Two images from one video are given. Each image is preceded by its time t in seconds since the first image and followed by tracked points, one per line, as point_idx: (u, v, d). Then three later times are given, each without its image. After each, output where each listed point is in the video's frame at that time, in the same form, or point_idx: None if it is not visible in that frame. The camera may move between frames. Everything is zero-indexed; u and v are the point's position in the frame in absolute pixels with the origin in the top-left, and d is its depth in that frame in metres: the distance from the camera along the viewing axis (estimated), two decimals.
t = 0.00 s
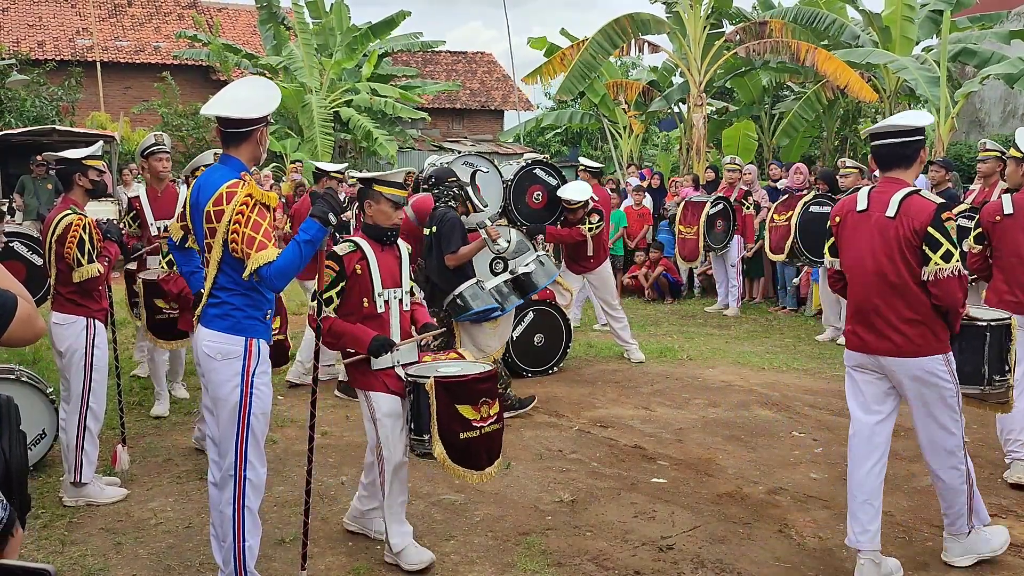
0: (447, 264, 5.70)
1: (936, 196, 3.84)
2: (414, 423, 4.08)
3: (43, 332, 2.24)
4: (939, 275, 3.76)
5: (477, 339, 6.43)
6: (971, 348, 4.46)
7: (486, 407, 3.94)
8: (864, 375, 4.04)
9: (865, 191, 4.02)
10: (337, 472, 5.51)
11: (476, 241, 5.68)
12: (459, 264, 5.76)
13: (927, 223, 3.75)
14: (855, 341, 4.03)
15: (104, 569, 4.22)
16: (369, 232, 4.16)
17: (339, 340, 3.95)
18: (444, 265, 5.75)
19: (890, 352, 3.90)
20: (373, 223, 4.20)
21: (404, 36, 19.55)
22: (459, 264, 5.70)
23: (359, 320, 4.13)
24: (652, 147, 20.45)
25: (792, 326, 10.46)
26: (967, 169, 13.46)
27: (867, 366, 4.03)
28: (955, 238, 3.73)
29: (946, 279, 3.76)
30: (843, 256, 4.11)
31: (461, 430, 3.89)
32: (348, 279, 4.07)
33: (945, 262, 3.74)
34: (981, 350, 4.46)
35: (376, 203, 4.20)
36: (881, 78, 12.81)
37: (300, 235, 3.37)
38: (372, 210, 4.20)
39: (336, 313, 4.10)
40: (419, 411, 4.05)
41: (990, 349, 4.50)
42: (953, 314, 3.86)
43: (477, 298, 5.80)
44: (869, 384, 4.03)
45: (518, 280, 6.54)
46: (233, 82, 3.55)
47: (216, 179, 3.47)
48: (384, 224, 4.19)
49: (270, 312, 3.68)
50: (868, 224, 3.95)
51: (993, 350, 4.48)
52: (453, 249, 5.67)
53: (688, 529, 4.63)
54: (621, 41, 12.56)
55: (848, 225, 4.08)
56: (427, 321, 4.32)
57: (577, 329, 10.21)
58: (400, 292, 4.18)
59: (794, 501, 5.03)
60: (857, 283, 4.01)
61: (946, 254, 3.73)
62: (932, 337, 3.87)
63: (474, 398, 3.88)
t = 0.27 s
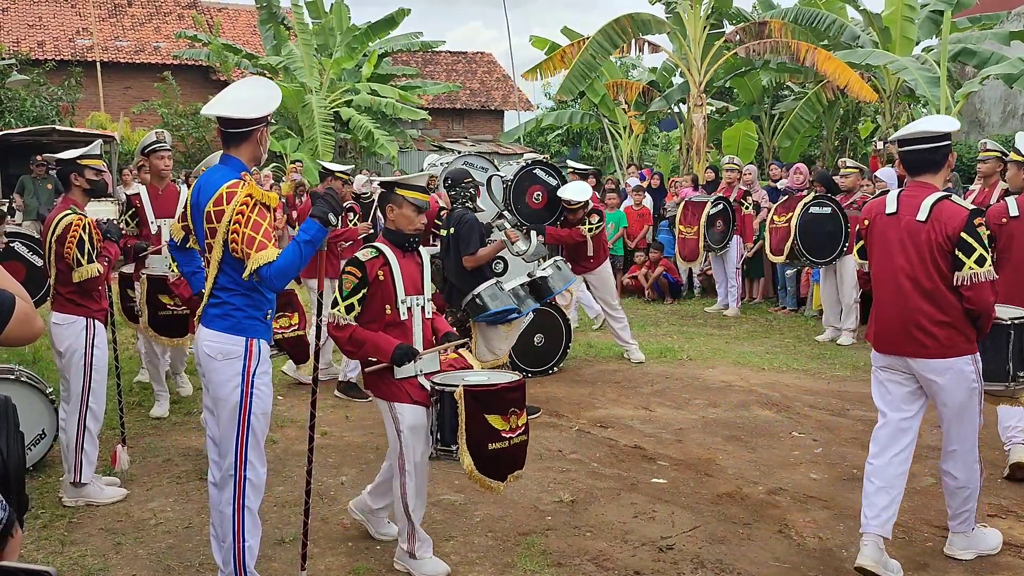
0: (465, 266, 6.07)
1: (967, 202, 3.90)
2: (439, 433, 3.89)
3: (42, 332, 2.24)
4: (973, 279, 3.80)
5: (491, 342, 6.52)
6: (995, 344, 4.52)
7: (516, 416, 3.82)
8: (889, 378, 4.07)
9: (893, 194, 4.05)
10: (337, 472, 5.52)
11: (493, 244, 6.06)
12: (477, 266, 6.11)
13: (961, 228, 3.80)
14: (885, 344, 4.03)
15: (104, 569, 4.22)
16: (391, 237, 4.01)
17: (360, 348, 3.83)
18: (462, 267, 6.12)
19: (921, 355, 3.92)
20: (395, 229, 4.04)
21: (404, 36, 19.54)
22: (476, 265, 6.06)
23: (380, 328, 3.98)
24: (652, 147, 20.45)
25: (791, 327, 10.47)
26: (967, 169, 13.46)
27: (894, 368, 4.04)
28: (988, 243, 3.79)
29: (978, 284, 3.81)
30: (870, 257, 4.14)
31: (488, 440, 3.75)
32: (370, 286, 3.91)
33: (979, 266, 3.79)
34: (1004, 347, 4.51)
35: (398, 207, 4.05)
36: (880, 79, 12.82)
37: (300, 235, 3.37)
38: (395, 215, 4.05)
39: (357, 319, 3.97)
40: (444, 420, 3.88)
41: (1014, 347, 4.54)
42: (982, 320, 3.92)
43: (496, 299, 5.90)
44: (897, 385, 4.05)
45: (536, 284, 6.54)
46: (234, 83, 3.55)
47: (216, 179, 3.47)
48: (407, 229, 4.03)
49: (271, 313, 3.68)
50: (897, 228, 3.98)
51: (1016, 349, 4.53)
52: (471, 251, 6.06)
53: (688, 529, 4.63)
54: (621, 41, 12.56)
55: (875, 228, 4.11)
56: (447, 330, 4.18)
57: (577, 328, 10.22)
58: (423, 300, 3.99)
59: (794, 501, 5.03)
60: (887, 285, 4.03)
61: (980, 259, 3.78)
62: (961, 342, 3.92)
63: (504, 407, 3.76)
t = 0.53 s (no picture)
0: (479, 263, 6.20)
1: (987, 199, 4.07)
2: (462, 430, 3.88)
3: (40, 332, 2.24)
4: (997, 274, 3.97)
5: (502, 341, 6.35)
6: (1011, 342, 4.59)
7: (539, 411, 3.90)
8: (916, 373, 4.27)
9: (913, 192, 4.22)
10: (338, 472, 5.52)
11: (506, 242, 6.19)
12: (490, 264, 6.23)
13: (984, 224, 3.97)
14: (910, 339, 4.20)
15: (104, 569, 4.23)
16: (409, 236, 3.99)
17: (381, 346, 3.82)
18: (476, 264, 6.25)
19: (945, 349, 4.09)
20: (413, 228, 4.01)
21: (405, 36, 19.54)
22: (489, 263, 6.19)
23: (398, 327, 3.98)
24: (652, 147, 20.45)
25: (791, 327, 10.47)
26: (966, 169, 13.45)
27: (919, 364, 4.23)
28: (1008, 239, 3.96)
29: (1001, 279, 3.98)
30: (893, 255, 4.30)
31: (514, 435, 3.83)
32: (391, 285, 3.90)
33: (1003, 260, 3.96)
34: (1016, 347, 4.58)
35: (417, 206, 3.99)
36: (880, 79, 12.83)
37: (300, 236, 3.37)
38: (413, 213, 4.00)
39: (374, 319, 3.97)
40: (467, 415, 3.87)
41: None
42: (1004, 314, 4.09)
43: (510, 296, 5.16)
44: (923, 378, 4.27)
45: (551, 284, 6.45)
46: (235, 83, 3.55)
47: (217, 180, 3.48)
48: (426, 227, 4.00)
49: (271, 313, 3.68)
50: (919, 225, 4.15)
51: None
52: (485, 249, 6.19)
53: (688, 529, 4.63)
54: (621, 42, 12.56)
55: (896, 225, 4.28)
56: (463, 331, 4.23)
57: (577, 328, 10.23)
58: (440, 301, 4.01)
59: (794, 501, 5.03)
60: (911, 282, 4.20)
61: (1002, 254, 3.95)
62: (984, 336, 4.09)
63: (527, 401, 3.83)
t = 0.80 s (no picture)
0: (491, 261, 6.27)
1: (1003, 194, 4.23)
2: (485, 432, 3.86)
3: (37, 331, 2.24)
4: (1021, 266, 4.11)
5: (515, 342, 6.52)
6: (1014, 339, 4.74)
7: (562, 411, 3.91)
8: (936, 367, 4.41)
9: (930, 189, 4.35)
10: (337, 472, 5.52)
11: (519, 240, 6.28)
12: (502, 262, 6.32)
13: (1006, 218, 4.12)
14: (934, 333, 4.30)
15: (103, 569, 4.22)
16: (429, 233, 4.02)
17: (405, 341, 3.81)
18: (488, 262, 6.34)
19: (969, 341, 4.20)
20: (432, 225, 4.04)
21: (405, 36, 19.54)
22: (502, 261, 6.26)
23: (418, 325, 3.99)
24: (652, 147, 20.45)
25: (791, 327, 10.47)
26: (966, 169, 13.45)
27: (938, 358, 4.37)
28: None
29: None
30: (912, 251, 4.43)
31: (541, 435, 3.84)
32: (412, 281, 3.93)
33: None
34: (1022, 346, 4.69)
35: (437, 202, 4.01)
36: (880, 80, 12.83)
37: (299, 236, 3.37)
38: (433, 210, 4.02)
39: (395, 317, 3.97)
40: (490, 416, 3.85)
41: None
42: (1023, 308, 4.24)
43: (524, 293, 5.13)
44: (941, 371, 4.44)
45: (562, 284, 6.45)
46: (235, 83, 3.55)
47: (216, 180, 3.47)
48: (445, 225, 4.02)
49: (271, 313, 3.68)
50: (940, 221, 4.28)
51: None
52: (498, 248, 6.27)
53: (688, 529, 4.63)
54: (621, 42, 12.56)
55: (915, 222, 4.41)
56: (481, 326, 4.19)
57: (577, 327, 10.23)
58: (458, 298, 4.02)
59: (794, 501, 5.03)
60: (932, 276, 4.33)
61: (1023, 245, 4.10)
62: (1004, 329, 4.22)
63: (551, 401, 3.84)
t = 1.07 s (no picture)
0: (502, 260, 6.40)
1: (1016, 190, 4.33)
2: (509, 434, 3.78)
3: (36, 330, 2.24)
4: None
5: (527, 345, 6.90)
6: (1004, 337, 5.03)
7: (586, 417, 3.85)
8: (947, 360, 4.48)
9: (944, 187, 4.42)
10: (337, 472, 5.52)
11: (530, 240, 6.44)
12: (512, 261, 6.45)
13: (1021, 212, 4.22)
14: (952, 326, 4.35)
15: (103, 569, 4.22)
16: (449, 232, 3.98)
17: (429, 341, 3.80)
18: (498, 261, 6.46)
19: (989, 333, 4.25)
20: (453, 223, 4.00)
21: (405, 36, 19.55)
22: (513, 260, 6.41)
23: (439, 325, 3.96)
24: (651, 147, 20.46)
25: (790, 327, 10.48)
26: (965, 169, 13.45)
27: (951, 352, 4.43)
28: None
29: None
30: (927, 248, 4.48)
31: (567, 441, 3.78)
32: (432, 282, 3.91)
33: None
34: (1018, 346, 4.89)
35: (458, 201, 3.97)
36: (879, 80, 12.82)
37: (299, 236, 3.37)
38: (455, 209, 3.98)
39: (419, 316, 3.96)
40: (514, 418, 3.77)
41: None
42: None
43: (536, 291, 5.34)
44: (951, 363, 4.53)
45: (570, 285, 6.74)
46: (235, 83, 3.55)
47: (216, 180, 3.47)
48: (466, 223, 3.98)
49: (272, 313, 3.68)
50: (956, 216, 4.35)
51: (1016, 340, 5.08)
52: (509, 247, 6.41)
53: (687, 530, 4.63)
54: (622, 42, 12.56)
55: (930, 220, 4.46)
56: (498, 329, 4.27)
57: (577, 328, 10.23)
58: (478, 299, 4.02)
59: (793, 502, 5.03)
60: (951, 271, 4.38)
61: None
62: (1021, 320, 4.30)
63: (576, 406, 3.78)
